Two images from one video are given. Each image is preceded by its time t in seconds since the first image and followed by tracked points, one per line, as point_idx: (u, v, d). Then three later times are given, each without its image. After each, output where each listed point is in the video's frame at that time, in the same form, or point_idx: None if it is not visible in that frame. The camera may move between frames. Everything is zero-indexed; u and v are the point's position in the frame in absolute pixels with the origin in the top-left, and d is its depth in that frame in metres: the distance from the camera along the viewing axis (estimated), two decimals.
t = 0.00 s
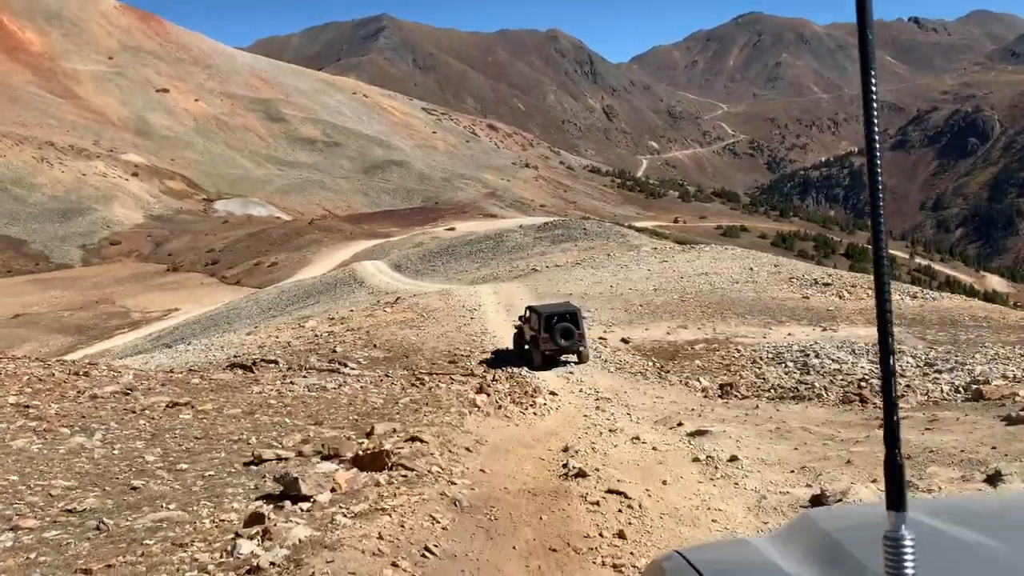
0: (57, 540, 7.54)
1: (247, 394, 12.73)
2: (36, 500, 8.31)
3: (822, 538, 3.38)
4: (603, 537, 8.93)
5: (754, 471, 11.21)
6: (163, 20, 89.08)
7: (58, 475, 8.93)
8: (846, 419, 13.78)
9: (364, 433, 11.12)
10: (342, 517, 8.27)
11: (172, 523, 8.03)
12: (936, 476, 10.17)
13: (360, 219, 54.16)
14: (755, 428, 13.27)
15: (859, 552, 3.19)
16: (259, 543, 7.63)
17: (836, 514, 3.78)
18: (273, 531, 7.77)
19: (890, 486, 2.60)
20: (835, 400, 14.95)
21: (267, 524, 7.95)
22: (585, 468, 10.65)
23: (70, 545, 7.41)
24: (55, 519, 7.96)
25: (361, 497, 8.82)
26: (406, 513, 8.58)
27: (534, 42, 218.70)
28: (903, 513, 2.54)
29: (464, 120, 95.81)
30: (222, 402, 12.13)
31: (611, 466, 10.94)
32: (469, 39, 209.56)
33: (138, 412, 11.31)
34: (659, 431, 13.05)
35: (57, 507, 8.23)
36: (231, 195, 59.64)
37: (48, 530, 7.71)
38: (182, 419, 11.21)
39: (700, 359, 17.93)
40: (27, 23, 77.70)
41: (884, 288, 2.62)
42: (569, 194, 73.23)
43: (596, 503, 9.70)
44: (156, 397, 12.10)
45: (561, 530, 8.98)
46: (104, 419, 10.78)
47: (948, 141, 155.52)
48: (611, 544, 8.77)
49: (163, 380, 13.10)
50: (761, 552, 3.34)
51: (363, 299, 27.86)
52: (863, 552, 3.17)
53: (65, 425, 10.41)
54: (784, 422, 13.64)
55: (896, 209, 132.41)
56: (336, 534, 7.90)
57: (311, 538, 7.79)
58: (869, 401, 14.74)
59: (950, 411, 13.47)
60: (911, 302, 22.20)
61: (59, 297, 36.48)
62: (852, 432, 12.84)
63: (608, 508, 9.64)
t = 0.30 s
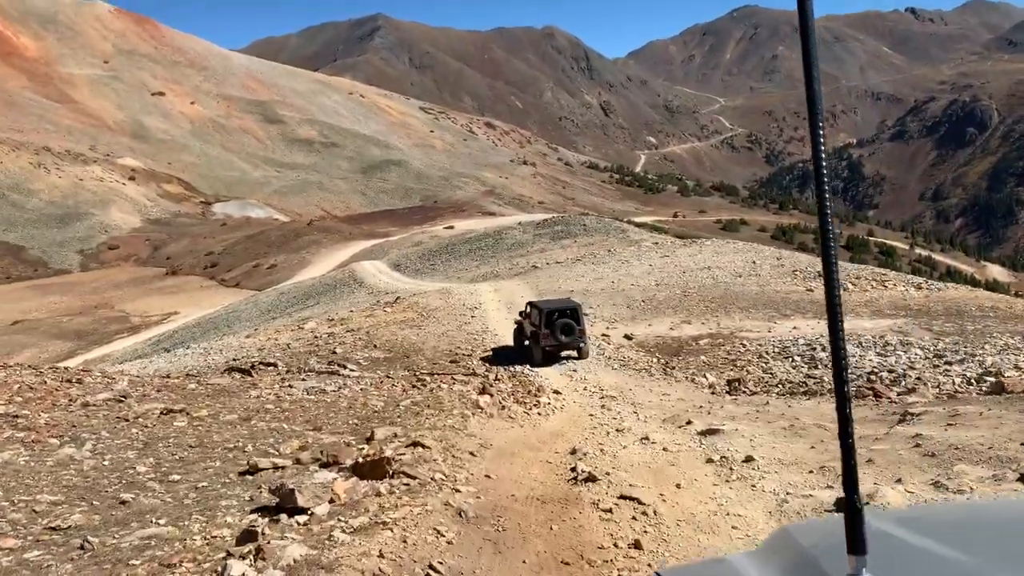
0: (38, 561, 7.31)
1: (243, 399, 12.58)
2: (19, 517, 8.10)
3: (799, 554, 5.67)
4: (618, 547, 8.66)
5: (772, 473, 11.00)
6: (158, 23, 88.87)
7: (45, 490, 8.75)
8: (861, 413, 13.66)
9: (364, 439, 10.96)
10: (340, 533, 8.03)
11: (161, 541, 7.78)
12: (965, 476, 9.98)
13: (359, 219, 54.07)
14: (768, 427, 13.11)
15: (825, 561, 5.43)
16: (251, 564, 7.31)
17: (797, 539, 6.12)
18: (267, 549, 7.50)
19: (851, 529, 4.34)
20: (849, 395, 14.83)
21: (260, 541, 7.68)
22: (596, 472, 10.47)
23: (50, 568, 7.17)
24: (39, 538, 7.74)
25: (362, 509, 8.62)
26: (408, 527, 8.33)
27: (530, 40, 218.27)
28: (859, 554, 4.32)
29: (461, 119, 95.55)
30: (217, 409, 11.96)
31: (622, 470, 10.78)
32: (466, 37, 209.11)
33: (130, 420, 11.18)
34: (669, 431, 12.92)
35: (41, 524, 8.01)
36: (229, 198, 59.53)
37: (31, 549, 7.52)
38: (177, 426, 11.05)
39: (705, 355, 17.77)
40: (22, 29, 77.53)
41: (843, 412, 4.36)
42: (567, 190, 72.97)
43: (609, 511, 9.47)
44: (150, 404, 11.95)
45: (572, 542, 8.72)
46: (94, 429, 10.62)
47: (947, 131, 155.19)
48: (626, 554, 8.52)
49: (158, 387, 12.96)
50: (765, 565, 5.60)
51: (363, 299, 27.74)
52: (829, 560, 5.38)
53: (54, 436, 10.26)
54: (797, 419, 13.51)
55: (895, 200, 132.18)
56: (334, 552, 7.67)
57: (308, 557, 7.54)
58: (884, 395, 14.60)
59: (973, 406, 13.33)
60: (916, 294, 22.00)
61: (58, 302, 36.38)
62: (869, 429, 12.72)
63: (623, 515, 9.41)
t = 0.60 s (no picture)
0: (16, 565, 7.17)
1: (241, 391, 12.53)
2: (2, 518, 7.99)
3: (820, 504, 3.67)
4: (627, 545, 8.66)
5: (783, 465, 11.00)
6: (155, 17, 88.47)
7: (30, 488, 8.65)
8: (872, 402, 13.58)
9: (364, 430, 10.88)
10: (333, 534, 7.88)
11: (146, 544, 7.64)
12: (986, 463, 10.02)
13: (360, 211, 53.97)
14: (778, 415, 13.09)
15: (858, 516, 3.43)
16: (239, 571, 7.13)
17: (818, 477, 4.10)
18: (255, 553, 7.31)
19: (904, 418, 2.30)
20: (857, 381, 14.77)
21: (249, 544, 7.51)
22: (603, 464, 10.44)
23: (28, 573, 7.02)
24: (20, 541, 7.60)
25: (358, 507, 8.49)
26: (407, 528, 8.22)
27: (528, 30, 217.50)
28: (917, 452, 2.25)
29: (460, 109, 95.31)
30: (213, 401, 11.88)
31: (629, 462, 10.74)
32: (463, 28, 208.44)
33: (124, 412, 11.11)
34: (676, 419, 12.91)
35: (25, 525, 7.90)
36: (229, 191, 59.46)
37: (11, 552, 7.38)
38: (171, 420, 10.96)
39: (707, 342, 17.72)
40: (20, 23, 77.22)
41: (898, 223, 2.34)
42: (567, 180, 72.90)
43: (617, 505, 9.53)
44: (145, 397, 11.89)
45: (580, 540, 8.72)
46: (87, 423, 10.56)
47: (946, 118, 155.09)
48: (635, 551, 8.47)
49: (154, 379, 12.92)
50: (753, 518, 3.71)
51: (364, 291, 27.66)
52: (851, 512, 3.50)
53: (44, 431, 10.18)
54: (807, 407, 13.47)
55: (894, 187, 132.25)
56: (326, 556, 7.49)
57: (300, 563, 7.36)
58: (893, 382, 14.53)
59: (986, 392, 13.27)
60: (918, 279, 21.98)
61: (61, 296, 36.24)
62: (882, 417, 12.69)
63: (632, 511, 9.45)
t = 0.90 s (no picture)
0: None
1: (235, 387, 12.42)
2: None
3: (801, 505, 3.61)
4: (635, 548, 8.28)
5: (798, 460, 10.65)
6: (151, 8, 87.96)
7: (10, 497, 8.52)
8: (886, 392, 13.40)
9: (360, 429, 10.72)
10: (321, 550, 7.65)
11: (125, 559, 7.43)
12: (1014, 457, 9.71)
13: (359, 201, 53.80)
14: (790, 409, 12.82)
15: (834, 519, 3.36)
16: None
17: (805, 477, 4.03)
18: (236, 568, 7.06)
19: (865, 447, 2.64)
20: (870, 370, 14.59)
21: (232, 561, 7.26)
22: (609, 463, 10.12)
23: None
24: None
25: (350, 516, 8.29)
26: (401, 541, 7.99)
27: (527, 16, 216.22)
28: (875, 468, 2.59)
29: (459, 97, 94.82)
30: (206, 400, 11.76)
31: (637, 460, 10.44)
32: (462, 15, 207.31)
33: (112, 413, 11.01)
34: (684, 412, 12.72)
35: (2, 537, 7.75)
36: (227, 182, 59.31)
37: None
38: (161, 421, 10.84)
39: (713, 331, 17.58)
40: (14, 16, 76.85)
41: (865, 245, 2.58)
42: (568, 167, 72.55)
43: (626, 510, 9.05)
44: (135, 396, 11.77)
45: (586, 549, 8.25)
46: (73, 425, 10.45)
47: (948, 100, 154.25)
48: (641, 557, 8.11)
49: (147, 377, 12.83)
50: (733, 517, 3.65)
51: (364, 282, 27.53)
52: (825, 509, 3.47)
53: (28, 434, 10.10)
54: (820, 399, 13.26)
55: (897, 170, 131.59)
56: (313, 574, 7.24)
57: None
58: (907, 370, 14.35)
59: (1002, 381, 13.11)
60: (926, 264, 21.78)
61: (59, 291, 36.15)
62: (899, 409, 12.41)
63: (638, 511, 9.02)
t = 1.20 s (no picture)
0: None
1: (236, 387, 12.28)
2: None
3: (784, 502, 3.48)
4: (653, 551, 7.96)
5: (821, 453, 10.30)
6: (151, 6, 87.84)
7: None
8: (907, 383, 13.22)
9: (366, 429, 10.50)
10: (324, 562, 7.26)
11: (115, 571, 7.02)
12: None
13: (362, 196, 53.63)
14: (810, 403, 12.55)
15: (813, 517, 3.25)
16: None
17: (793, 473, 3.89)
18: None
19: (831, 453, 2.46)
20: (888, 361, 14.39)
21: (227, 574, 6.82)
22: (625, 462, 9.88)
23: None
24: None
25: (355, 523, 7.94)
26: (409, 551, 7.59)
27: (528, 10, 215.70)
28: (844, 481, 2.40)
29: (461, 91, 94.63)
30: (206, 400, 11.59)
31: (654, 459, 10.18)
32: (462, 9, 206.87)
33: (109, 414, 10.84)
34: (697, 407, 12.54)
35: None
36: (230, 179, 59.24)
37: None
38: (161, 422, 10.67)
39: (722, 322, 17.46)
40: (15, 16, 76.77)
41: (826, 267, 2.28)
42: (571, 160, 72.38)
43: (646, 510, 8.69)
44: (134, 397, 11.61)
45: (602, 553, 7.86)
46: (68, 427, 10.28)
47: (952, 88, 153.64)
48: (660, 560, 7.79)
49: (146, 377, 12.70)
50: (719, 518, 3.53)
51: (368, 277, 27.42)
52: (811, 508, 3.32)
53: (22, 439, 9.93)
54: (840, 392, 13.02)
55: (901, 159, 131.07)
56: None
57: None
58: (927, 361, 14.17)
59: None
60: (936, 252, 21.63)
61: (63, 291, 36.09)
62: (924, 401, 12.10)
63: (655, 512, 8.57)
